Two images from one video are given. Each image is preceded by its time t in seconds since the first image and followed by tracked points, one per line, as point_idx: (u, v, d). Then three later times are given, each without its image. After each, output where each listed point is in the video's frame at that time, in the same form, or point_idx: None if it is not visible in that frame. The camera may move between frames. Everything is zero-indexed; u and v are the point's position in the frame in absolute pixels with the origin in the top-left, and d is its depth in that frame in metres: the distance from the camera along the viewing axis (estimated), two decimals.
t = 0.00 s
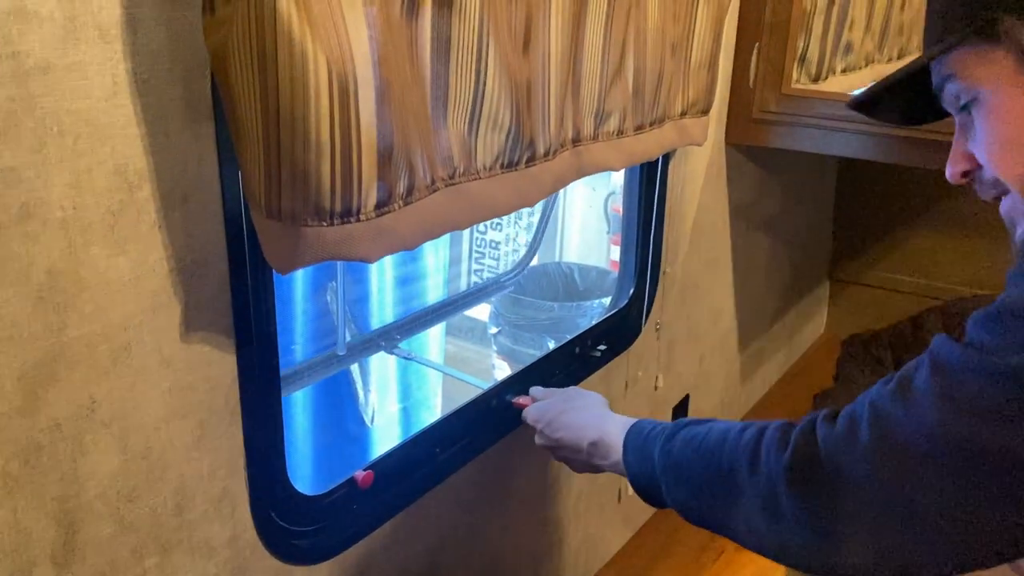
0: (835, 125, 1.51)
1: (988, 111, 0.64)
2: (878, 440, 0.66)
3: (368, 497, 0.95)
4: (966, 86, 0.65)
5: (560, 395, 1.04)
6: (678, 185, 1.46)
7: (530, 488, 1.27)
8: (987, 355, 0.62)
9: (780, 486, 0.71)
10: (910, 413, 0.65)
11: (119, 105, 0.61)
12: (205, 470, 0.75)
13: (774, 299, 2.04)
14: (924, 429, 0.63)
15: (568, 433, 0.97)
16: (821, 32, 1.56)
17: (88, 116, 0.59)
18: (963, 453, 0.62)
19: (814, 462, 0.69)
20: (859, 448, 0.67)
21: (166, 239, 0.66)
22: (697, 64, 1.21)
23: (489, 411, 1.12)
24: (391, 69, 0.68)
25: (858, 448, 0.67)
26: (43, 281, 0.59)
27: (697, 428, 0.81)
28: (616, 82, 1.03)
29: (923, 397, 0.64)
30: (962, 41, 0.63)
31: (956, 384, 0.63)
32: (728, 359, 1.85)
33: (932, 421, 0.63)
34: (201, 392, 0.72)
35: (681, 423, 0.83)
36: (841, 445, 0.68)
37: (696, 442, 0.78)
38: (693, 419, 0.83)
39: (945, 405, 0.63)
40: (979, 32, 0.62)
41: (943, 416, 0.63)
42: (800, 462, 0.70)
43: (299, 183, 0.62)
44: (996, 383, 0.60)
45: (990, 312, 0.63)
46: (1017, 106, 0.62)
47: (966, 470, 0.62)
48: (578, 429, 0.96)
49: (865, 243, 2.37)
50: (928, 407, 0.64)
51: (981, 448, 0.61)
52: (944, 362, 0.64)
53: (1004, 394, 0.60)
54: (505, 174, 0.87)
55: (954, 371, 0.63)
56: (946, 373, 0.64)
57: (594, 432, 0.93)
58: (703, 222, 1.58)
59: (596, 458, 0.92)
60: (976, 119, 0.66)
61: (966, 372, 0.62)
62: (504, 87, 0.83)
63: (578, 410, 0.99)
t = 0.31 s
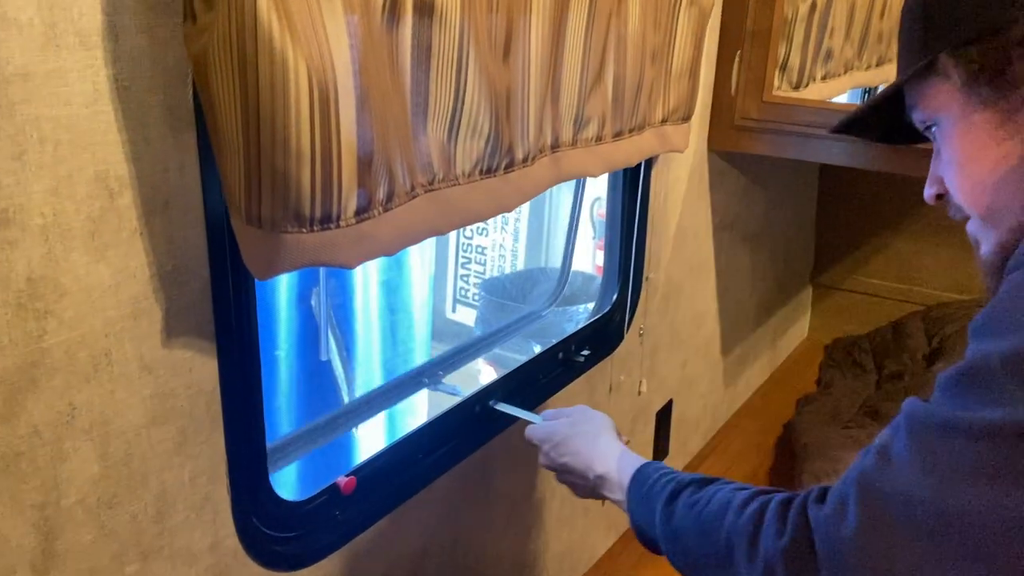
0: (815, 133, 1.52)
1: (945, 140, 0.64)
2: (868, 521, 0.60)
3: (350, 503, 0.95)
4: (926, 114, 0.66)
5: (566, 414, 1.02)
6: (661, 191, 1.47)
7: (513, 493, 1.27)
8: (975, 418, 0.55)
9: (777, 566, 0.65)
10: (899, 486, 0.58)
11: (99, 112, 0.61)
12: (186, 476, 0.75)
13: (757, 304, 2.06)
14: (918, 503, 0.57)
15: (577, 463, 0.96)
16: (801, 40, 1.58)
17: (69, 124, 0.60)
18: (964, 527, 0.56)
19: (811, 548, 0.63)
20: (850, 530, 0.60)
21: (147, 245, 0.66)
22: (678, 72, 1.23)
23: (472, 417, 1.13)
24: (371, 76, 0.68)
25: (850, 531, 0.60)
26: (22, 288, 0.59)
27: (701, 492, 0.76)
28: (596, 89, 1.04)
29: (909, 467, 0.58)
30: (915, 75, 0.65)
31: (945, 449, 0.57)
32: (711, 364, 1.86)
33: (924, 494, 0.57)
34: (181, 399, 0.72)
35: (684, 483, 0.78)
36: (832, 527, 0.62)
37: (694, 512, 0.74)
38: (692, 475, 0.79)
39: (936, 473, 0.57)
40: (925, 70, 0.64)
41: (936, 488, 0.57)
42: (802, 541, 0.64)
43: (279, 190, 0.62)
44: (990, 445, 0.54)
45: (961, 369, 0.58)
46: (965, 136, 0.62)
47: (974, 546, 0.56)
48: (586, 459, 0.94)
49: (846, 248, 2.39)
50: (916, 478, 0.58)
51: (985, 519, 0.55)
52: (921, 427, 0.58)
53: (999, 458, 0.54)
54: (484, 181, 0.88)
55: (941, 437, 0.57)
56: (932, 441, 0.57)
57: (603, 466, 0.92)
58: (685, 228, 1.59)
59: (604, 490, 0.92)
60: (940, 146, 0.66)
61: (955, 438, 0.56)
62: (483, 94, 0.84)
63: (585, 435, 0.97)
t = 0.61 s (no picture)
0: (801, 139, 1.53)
1: (929, 138, 0.65)
2: (881, 564, 0.59)
3: (338, 509, 0.94)
4: (913, 113, 0.66)
5: (599, 449, 0.97)
6: (648, 197, 1.48)
7: (501, 499, 1.27)
8: (956, 442, 0.55)
9: None
10: (897, 519, 0.58)
11: (85, 119, 0.61)
12: (172, 483, 0.75)
13: (744, 308, 2.07)
14: (918, 534, 0.57)
15: (609, 506, 0.91)
16: (788, 47, 1.59)
17: (55, 131, 0.60)
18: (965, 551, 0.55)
19: None
20: None
21: (133, 252, 0.66)
22: (665, 79, 1.23)
23: (460, 423, 1.12)
24: (360, 85, 0.69)
25: None
26: (7, 295, 0.59)
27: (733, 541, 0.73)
28: (586, 97, 1.04)
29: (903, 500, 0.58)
30: (902, 75, 0.66)
31: (935, 478, 0.56)
32: (698, 369, 1.87)
33: (926, 531, 0.56)
34: (167, 406, 0.72)
35: (718, 529, 0.75)
36: None
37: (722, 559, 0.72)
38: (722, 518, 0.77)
39: (931, 504, 0.56)
40: (910, 69, 0.65)
41: (933, 519, 0.56)
42: None
43: (266, 198, 0.62)
44: (975, 467, 0.54)
45: (938, 395, 0.58)
46: (949, 133, 0.62)
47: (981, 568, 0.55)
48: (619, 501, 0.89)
49: (834, 253, 2.40)
50: (916, 516, 0.57)
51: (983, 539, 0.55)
52: (914, 463, 0.58)
53: (986, 477, 0.54)
54: (476, 189, 0.88)
55: (928, 468, 0.57)
56: (920, 471, 0.57)
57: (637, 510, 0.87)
58: (673, 233, 1.60)
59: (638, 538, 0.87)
60: (926, 145, 0.66)
61: (940, 464, 0.56)
62: (472, 102, 0.84)
63: (619, 476, 0.91)
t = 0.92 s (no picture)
0: (791, 143, 1.53)
1: (905, 151, 0.66)
2: (823, 509, 0.57)
3: (328, 514, 0.94)
4: (890, 127, 0.68)
5: (598, 388, 0.92)
6: (637, 201, 1.48)
7: (491, 503, 1.27)
8: (913, 419, 0.54)
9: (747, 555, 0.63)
10: (843, 481, 0.57)
11: (74, 123, 0.61)
12: (161, 488, 0.74)
13: (733, 312, 2.07)
14: (862, 503, 0.55)
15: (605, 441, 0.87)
16: (776, 52, 1.60)
17: (43, 136, 0.59)
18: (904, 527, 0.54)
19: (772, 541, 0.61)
20: (805, 535, 0.58)
21: (122, 257, 0.66)
22: (653, 83, 1.24)
23: (451, 426, 1.13)
24: (348, 89, 0.69)
25: (805, 538, 0.58)
26: None
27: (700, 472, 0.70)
28: (573, 102, 1.05)
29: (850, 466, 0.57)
30: (882, 89, 0.67)
31: (887, 449, 0.55)
32: (688, 372, 1.87)
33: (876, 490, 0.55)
34: (157, 411, 0.72)
35: (686, 463, 0.72)
36: (785, 536, 0.59)
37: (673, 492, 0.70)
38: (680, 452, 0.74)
39: (879, 476, 0.55)
40: (886, 86, 0.67)
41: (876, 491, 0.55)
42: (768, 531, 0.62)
43: (254, 203, 0.62)
44: (926, 444, 0.53)
45: (898, 372, 0.57)
46: (922, 145, 0.63)
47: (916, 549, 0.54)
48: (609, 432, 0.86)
49: (822, 257, 2.41)
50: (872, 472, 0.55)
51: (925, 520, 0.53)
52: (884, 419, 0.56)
53: (937, 456, 0.53)
54: (460, 192, 0.88)
55: (883, 438, 0.55)
56: (874, 442, 0.56)
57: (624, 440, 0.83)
58: (662, 237, 1.60)
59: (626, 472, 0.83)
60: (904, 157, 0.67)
61: (893, 437, 0.55)
62: (460, 107, 0.85)
63: (610, 413, 0.87)
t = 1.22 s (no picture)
0: (782, 145, 1.54)
1: (885, 159, 0.70)
2: (785, 433, 0.67)
3: (320, 516, 0.94)
4: (869, 137, 0.71)
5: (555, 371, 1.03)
6: (629, 203, 1.48)
7: (484, 505, 1.27)
8: (869, 372, 0.63)
9: (708, 464, 0.73)
10: (804, 414, 0.66)
11: (64, 123, 0.61)
12: (152, 490, 0.74)
13: (725, 314, 2.08)
14: (815, 440, 0.65)
15: (564, 410, 0.96)
16: (768, 54, 1.60)
17: (33, 135, 0.59)
18: (846, 464, 0.64)
19: (735, 455, 0.71)
20: (767, 462, 0.68)
21: (113, 257, 0.66)
22: (646, 85, 1.24)
23: (443, 428, 1.12)
24: (340, 89, 0.69)
25: (766, 464, 0.68)
26: None
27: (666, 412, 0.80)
28: (566, 103, 1.05)
29: (812, 407, 0.66)
30: (861, 102, 0.70)
31: (845, 396, 0.64)
32: (680, 374, 1.87)
33: (833, 413, 0.65)
34: (147, 412, 0.72)
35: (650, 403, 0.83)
36: (750, 461, 0.70)
37: (652, 423, 0.80)
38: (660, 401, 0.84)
39: (834, 419, 0.64)
40: (865, 100, 0.70)
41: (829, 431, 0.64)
42: (729, 446, 0.72)
43: (246, 204, 0.62)
44: (877, 395, 0.62)
45: (864, 329, 0.65)
46: (902, 154, 0.67)
47: (852, 483, 0.64)
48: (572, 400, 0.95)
49: (814, 259, 2.42)
50: (831, 402, 0.65)
51: (865, 458, 0.63)
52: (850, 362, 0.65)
53: (884, 406, 0.62)
54: (455, 193, 0.88)
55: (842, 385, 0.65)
56: (836, 388, 0.65)
57: (589, 404, 0.92)
58: (654, 239, 1.61)
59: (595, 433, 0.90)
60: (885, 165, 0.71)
61: (852, 387, 0.64)
62: (453, 107, 0.84)
63: (572, 384, 0.97)
